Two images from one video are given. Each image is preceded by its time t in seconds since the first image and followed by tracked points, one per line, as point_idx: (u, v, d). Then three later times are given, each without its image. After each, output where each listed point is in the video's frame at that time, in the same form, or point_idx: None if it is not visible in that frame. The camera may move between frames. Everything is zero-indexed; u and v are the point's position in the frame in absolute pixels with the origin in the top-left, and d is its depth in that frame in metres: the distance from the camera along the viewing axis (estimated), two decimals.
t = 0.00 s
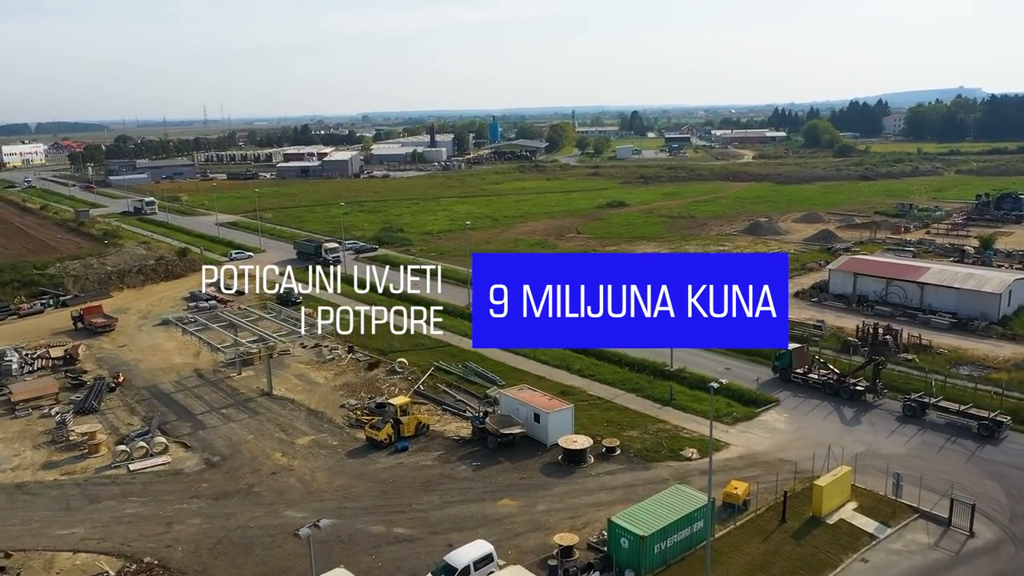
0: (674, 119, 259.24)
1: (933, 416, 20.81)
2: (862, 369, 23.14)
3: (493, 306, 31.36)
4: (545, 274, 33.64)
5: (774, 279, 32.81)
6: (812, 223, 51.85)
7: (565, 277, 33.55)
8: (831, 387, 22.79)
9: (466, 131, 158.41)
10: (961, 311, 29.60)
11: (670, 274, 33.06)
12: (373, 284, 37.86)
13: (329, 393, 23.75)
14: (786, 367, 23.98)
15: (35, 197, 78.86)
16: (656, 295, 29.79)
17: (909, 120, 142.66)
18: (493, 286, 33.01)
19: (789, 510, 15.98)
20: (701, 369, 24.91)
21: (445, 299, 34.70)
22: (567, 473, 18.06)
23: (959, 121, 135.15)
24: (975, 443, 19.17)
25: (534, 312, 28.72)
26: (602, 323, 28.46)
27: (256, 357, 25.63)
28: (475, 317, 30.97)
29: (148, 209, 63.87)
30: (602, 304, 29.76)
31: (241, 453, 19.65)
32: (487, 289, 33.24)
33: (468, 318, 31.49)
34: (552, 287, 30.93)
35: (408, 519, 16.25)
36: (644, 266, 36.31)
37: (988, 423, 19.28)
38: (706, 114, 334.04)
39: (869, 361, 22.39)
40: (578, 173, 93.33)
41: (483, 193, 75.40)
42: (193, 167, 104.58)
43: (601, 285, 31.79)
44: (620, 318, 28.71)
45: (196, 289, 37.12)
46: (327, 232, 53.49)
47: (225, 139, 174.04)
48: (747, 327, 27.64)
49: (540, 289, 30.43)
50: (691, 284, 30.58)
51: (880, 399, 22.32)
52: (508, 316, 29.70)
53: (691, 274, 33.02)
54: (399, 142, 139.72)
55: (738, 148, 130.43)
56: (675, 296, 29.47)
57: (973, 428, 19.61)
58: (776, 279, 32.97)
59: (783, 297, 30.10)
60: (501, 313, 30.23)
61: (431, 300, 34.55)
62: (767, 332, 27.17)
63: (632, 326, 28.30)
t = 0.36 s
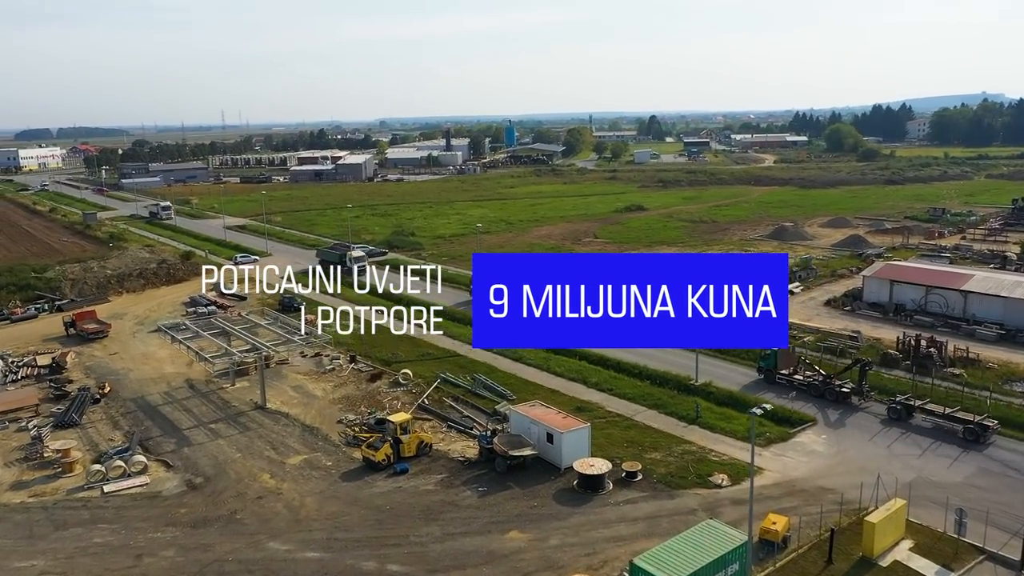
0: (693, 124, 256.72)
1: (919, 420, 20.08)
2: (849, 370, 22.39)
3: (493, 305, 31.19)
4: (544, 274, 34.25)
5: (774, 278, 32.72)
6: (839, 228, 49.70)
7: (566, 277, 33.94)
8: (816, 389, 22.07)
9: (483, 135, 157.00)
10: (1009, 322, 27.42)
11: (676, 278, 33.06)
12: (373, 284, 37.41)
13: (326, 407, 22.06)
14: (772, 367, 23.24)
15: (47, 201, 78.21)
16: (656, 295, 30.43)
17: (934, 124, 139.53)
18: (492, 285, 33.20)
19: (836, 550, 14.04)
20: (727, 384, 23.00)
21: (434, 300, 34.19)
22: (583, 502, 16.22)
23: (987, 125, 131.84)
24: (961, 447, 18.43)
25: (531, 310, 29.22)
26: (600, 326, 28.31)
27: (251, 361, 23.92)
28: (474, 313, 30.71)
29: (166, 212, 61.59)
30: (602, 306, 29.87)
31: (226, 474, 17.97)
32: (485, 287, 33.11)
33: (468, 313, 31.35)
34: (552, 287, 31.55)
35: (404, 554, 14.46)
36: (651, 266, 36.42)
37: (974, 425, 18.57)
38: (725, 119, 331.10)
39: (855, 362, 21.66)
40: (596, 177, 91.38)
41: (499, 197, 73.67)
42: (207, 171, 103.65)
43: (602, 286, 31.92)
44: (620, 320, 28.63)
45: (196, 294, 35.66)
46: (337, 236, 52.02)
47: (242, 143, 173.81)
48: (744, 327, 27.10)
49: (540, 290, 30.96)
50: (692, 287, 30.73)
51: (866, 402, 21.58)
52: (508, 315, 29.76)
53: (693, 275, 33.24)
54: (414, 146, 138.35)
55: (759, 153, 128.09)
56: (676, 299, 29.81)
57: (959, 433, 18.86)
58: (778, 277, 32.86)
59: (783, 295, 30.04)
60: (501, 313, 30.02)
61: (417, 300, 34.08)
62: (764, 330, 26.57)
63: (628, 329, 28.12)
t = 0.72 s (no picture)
0: (712, 130, 253.90)
1: (904, 424, 19.41)
2: (834, 370, 21.69)
3: (493, 305, 31.36)
4: (545, 275, 34.49)
5: (776, 278, 32.59)
6: (868, 233, 47.55)
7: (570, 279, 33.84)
8: (800, 391, 21.32)
9: (499, 139, 155.81)
10: None
11: (678, 280, 32.73)
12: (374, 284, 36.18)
13: (322, 424, 20.33)
14: (755, 369, 22.45)
15: (58, 204, 77.26)
16: (656, 296, 30.59)
17: (960, 128, 136.58)
18: (492, 284, 33.14)
19: None
20: (756, 401, 21.06)
21: (427, 300, 33.72)
22: (602, 539, 14.35)
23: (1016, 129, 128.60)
24: (946, 451, 17.79)
25: (532, 310, 29.20)
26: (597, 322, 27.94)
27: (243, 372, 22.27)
28: (473, 312, 30.70)
29: (183, 218, 58.95)
30: (602, 308, 29.53)
31: (206, 500, 16.25)
32: (485, 285, 32.60)
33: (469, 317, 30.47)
34: (553, 287, 31.84)
35: None
36: (657, 267, 36.17)
37: (959, 428, 17.95)
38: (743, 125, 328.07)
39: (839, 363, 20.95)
40: (614, 181, 89.43)
41: (514, 201, 71.99)
42: (220, 175, 102.68)
43: (602, 289, 31.80)
44: (620, 320, 28.21)
45: (195, 299, 34.15)
46: (346, 240, 50.50)
47: (258, 147, 173.61)
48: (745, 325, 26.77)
49: (540, 290, 31.05)
50: (692, 290, 30.61)
51: (851, 405, 20.83)
52: (508, 315, 29.72)
53: (696, 276, 33.14)
54: (430, 151, 137.11)
55: (780, 157, 125.53)
56: (678, 303, 29.71)
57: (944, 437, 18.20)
58: (778, 279, 32.74)
59: (784, 295, 30.09)
60: (501, 314, 30.04)
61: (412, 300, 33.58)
62: (764, 327, 26.30)
63: (624, 326, 27.75)
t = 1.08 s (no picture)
0: (730, 134, 251.20)
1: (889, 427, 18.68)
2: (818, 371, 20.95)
3: (493, 305, 30.70)
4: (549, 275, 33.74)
5: (777, 277, 31.39)
6: (902, 238, 45.25)
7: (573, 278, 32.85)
8: (782, 393, 20.61)
9: (515, 143, 154.08)
10: None
11: (677, 281, 31.42)
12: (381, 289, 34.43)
13: (315, 444, 18.52)
14: (738, 370, 21.69)
15: (68, 206, 76.11)
16: (656, 295, 30.08)
17: (988, 132, 133.22)
18: (492, 284, 32.34)
19: None
20: (794, 421, 19.06)
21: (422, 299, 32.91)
22: None
23: None
24: (931, 455, 17.06)
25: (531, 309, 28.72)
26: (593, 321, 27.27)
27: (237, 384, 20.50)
28: (473, 311, 30.18)
29: (197, 222, 56.17)
30: (603, 311, 28.48)
31: (179, 532, 14.48)
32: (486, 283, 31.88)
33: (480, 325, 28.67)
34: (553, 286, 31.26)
35: None
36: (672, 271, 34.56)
37: (944, 431, 17.26)
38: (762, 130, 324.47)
39: (822, 363, 20.26)
40: (633, 185, 87.28)
41: (530, 205, 70.08)
42: (234, 178, 101.46)
43: (603, 288, 30.84)
44: (622, 323, 27.28)
45: (194, 305, 32.54)
46: (355, 243, 48.88)
47: (274, 152, 172.96)
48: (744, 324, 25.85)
49: (540, 289, 30.65)
50: (693, 291, 29.49)
51: (834, 407, 20.11)
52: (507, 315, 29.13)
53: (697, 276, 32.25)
54: (446, 155, 135.54)
55: (802, 161, 122.64)
56: (678, 304, 28.71)
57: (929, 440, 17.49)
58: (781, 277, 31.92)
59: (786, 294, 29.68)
60: (501, 313, 29.47)
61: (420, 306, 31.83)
62: (763, 326, 25.44)
63: (620, 326, 27.01)
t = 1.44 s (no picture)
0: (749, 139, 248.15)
1: (873, 431, 17.82)
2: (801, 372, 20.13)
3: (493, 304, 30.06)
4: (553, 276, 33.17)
5: (776, 279, 31.71)
6: (937, 244, 43.01)
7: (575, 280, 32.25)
8: (763, 394, 19.80)
9: (532, 148, 152.30)
10: None
11: (676, 282, 31.31)
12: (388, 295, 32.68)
13: (305, 466, 16.74)
14: (720, 371, 20.87)
15: (79, 210, 75.16)
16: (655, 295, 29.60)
17: (1017, 136, 129.83)
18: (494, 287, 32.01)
19: None
20: (839, 443, 16.98)
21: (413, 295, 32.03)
22: None
23: None
24: (916, 458, 16.22)
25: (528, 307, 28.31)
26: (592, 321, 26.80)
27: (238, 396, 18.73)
28: (472, 311, 29.40)
29: (212, 228, 54.21)
30: (600, 303, 28.96)
31: (144, 571, 12.74)
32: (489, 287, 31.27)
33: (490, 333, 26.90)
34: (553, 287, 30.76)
35: None
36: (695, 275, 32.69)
37: (930, 434, 16.39)
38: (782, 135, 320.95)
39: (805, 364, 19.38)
40: (652, 189, 85.11)
41: (547, 209, 68.20)
42: (247, 183, 100.29)
43: (603, 290, 30.46)
44: (624, 323, 26.72)
45: (192, 311, 30.97)
46: (364, 247, 47.29)
47: (290, 156, 172.21)
48: (744, 318, 26.05)
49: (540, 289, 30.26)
50: (693, 295, 29.00)
51: (819, 409, 19.24)
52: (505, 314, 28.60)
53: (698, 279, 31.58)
54: (462, 159, 133.89)
55: (825, 165, 119.91)
56: (675, 295, 29.39)
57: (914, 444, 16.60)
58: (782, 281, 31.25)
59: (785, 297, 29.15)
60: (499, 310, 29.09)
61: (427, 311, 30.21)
62: (763, 322, 25.77)
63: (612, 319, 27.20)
